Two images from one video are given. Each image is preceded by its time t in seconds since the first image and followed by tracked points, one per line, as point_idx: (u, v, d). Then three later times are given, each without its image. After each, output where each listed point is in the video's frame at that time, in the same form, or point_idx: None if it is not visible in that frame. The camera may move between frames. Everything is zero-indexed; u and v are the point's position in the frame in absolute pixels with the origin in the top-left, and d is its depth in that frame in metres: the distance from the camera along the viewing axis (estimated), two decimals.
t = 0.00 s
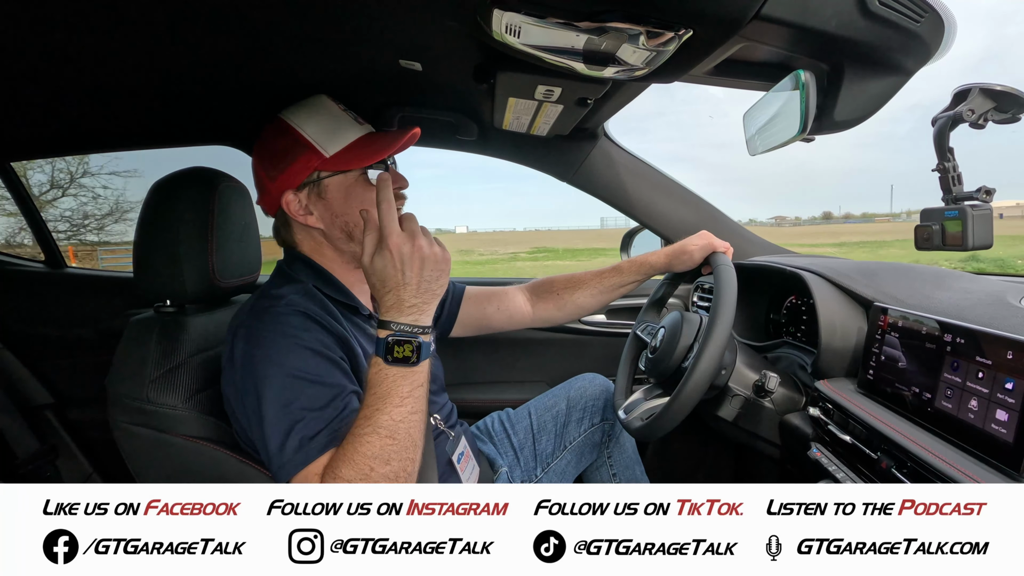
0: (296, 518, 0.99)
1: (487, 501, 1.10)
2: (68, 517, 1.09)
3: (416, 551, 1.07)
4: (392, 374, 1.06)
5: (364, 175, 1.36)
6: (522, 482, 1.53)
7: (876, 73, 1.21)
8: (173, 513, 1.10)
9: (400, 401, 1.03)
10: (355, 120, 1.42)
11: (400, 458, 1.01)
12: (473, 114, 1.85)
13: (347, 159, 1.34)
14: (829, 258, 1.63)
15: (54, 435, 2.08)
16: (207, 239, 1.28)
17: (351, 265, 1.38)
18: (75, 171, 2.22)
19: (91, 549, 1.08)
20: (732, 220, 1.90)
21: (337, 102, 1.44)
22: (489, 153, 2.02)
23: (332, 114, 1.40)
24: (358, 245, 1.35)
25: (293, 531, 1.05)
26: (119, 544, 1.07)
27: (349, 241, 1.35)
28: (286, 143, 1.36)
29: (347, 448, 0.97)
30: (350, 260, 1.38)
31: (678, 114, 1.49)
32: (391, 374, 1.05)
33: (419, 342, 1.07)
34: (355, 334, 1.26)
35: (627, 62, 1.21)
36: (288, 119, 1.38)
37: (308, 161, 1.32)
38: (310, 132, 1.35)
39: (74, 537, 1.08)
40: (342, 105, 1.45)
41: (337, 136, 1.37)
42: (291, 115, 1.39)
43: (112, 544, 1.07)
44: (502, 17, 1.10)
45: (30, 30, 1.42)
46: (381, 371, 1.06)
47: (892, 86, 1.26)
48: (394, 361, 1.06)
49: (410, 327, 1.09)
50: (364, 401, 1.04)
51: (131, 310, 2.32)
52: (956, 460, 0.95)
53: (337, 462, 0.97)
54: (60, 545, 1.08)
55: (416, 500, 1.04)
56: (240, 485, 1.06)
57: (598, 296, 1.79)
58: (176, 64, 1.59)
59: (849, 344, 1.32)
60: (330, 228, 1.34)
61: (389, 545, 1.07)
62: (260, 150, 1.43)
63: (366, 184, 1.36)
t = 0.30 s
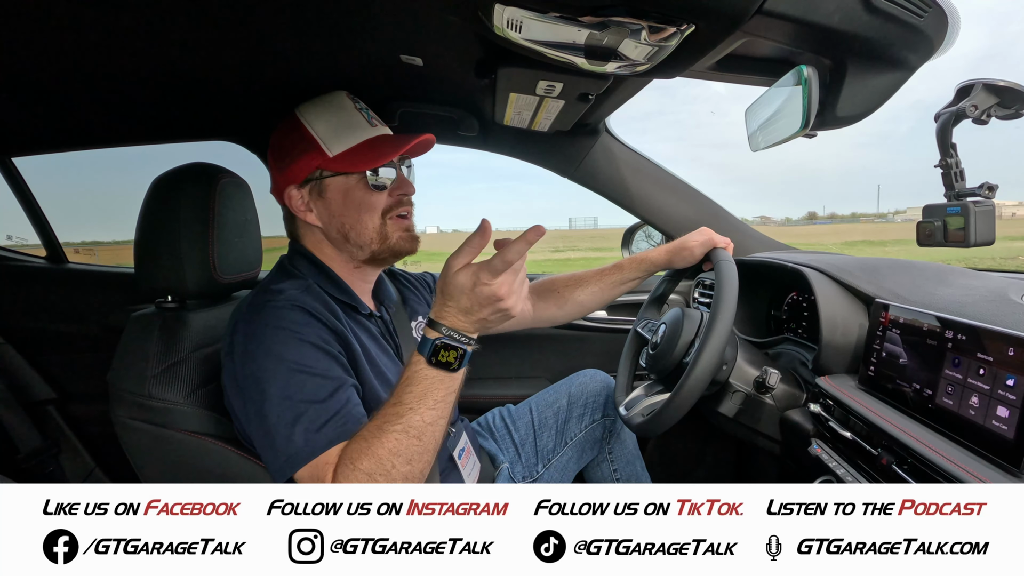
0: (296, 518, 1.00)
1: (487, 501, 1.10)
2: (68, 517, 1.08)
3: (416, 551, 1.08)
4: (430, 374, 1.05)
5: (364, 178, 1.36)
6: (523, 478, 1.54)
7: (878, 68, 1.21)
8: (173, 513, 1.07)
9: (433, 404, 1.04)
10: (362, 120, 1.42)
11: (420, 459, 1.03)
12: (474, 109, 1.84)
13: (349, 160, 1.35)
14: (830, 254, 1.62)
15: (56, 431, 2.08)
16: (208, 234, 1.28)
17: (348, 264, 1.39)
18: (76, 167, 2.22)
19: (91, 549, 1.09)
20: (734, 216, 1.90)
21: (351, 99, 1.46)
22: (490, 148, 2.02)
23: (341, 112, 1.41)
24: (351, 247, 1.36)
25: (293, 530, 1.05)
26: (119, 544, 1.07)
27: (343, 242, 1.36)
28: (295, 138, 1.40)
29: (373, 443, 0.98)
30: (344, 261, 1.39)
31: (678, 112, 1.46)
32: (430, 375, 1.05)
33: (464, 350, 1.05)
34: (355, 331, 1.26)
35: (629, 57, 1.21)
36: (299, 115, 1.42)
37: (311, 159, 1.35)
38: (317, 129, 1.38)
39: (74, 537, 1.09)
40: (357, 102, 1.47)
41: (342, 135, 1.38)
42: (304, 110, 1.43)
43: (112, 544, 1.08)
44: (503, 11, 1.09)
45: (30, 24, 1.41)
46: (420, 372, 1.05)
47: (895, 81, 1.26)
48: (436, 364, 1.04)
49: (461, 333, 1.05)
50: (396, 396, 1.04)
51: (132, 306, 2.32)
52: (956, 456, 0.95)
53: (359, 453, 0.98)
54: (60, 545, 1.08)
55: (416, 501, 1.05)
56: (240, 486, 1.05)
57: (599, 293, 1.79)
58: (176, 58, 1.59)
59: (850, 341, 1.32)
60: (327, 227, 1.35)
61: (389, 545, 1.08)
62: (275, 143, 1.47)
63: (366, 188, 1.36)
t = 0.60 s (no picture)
0: (296, 518, 1.00)
1: (487, 501, 1.10)
2: (68, 517, 1.09)
3: (416, 551, 1.08)
4: (434, 365, 1.17)
5: (371, 184, 1.38)
6: (523, 477, 1.54)
7: (879, 68, 1.21)
8: (173, 513, 1.08)
9: (441, 393, 1.13)
10: (372, 125, 1.43)
11: (433, 446, 1.09)
12: (474, 107, 1.84)
13: (356, 166, 1.36)
14: (831, 254, 1.62)
15: (57, 429, 2.09)
16: (208, 234, 1.27)
17: (351, 267, 1.40)
18: (76, 165, 2.22)
19: (91, 549, 1.09)
20: (734, 216, 1.89)
21: (362, 101, 1.46)
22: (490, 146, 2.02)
23: (349, 114, 1.40)
24: (355, 250, 1.37)
25: (293, 530, 1.05)
26: (119, 544, 1.08)
27: (347, 245, 1.36)
28: (299, 137, 1.39)
29: (391, 427, 1.04)
30: (347, 263, 1.39)
31: (679, 111, 1.46)
32: (435, 364, 1.17)
33: (461, 344, 1.20)
34: (358, 330, 1.26)
35: (629, 56, 1.21)
36: (305, 113, 1.39)
37: (318, 162, 1.35)
38: (324, 130, 1.37)
39: (74, 537, 1.09)
40: (367, 104, 1.47)
41: (349, 139, 1.38)
42: (311, 107, 1.40)
43: (112, 544, 1.08)
44: (504, 10, 1.09)
45: (31, 23, 1.41)
46: (426, 360, 1.17)
47: (895, 81, 1.25)
48: (438, 354, 1.18)
49: (459, 331, 1.22)
50: (406, 386, 1.12)
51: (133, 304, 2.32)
52: (956, 455, 0.96)
53: (376, 439, 1.02)
54: (60, 545, 1.08)
55: (416, 500, 1.04)
56: (239, 486, 1.05)
57: (599, 293, 1.79)
58: (177, 57, 1.58)
59: (850, 341, 1.32)
60: (331, 230, 1.36)
61: (389, 545, 1.08)
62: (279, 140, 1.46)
63: (371, 193, 1.38)
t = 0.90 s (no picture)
0: (296, 518, 1.00)
1: (487, 501, 1.10)
2: (68, 517, 1.09)
3: (416, 551, 1.08)
4: (432, 365, 1.17)
5: (333, 190, 1.35)
6: (524, 477, 1.54)
7: (879, 68, 1.21)
8: (173, 513, 1.08)
9: (441, 393, 1.13)
10: (346, 129, 1.39)
11: (432, 445, 1.08)
12: (474, 108, 1.85)
13: (320, 171, 1.36)
14: (831, 254, 1.62)
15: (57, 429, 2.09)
16: (208, 233, 1.27)
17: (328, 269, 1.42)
18: (76, 165, 2.22)
19: (91, 549, 1.09)
20: (734, 215, 1.90)
21: (348, 104, 1.43)
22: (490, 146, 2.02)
23: (328, 118, 1.41)
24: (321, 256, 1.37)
25: (293, 530, 1.05)
26: (119, 544, 1.08)
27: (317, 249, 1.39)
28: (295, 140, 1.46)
29: (391, 425, 1.04)
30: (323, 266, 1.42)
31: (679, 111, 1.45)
32: (434, 365, 1.17)
33: (460, 346, 1.20)
34: (359, 331, 1.26)
35: (629, 56, 1.21)
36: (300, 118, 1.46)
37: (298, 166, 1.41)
38: (305, 134, 1.42)
39: (74, 537, 1.09)
40: (354, 107, 1.43)
41: (322, 143, 1.39)
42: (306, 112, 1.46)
43: (112, 544, 1.08)
44: (503, 10, 1.09)
45: (30, 23, 1.41)
46: (424, 361, 1.17)
47: (896, 80, 1.26)
48: (437, 355, 1.18)
49: (458, 333, 1.22)
50: (405, 386, 1.12)
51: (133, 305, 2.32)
52: (956, 454, 0.96)
53: (376, 436, 1.02)
54: (60, 545, 1.09)
55: (416, 500, 1.04)
56: (240, 486, 1.05)
57: (599, 294, 1.79)
58: (177, 57, 1.58)
59: (850, 341, 1.32)
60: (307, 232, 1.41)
61: (389, 545, 1.08)
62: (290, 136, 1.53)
63: (334, 200, 1.35)
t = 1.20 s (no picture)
0: (297, 518, 0.99)
1: (487, 501, 1.10)
2: (68, 517, 1.08)
3: (416, 551, 1.08)
4: (430, 367, 1.16)
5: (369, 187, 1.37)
6: (523, 480, 1.54)
7: (878, 71, 1.21)
8: (173, 513, 1.07)
9: (438, 394, 1.13)
10: (377, 129, 1.42)
11: (431, 447, 1.08)
12: (474, 111, 1.85)
13: (354, 169, 1.36)
14: (830, 257, 1.62)
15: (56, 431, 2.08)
16: (208, 237, 1.28)
17: (346, 270, 1.39)
18: (77, 168, 2.22)
19: (91, 549, 1.09)
20: (734, 219, 1.90)
21: (369, 105, 1.46)
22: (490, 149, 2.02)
23: (354, 117, 1.41)
24: (351, 253, 1.36)
25: (293, 530, 1.05)
26: (119, 544, 1.07)
27: (343, 248, 1.36)
28: (303, 137, 1.40)
29: (389, 428, 1.04)
30: (342, 265, 1.38)
31: (679, 110, 1.48)
32: (432, 367, 1.16)
33: (458, 346, 1.20)
34: (359, 335, 1.26)
35: (629, 59, 1.21)
36: (310, 115, 1.41)
37: (318, 163, 1.36)
38: (326, 132, 1.38)
39: (74, 537, 1.09)
40: (375, 109, 1.47)
41: (351, 142, 1.38)
42: (319, 110, 1.43)
43: (112, 544, 1.08)
44: (503, 14, 1.10)
45: (32, 27, 1.42)
46: (422, 363, 1.17)
47: (894, 84, 1.26)
48: (435, 356, 1.17)
49: (455, 332, 1.22)
50: (403, 389, 1.12)
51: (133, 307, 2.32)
52: (956, 457, 0.96)
53: (375, 440, 1.02)
54: (60, 545, 1.08)
55: (415, 500, 1.04)
56: (239, 486, 1.05)
57: (599, 296, 1.79)
58: (178, 60, 1.59)
59: (850, 344, 1.32)
60: (327, 231, 1.36)
61: (389, 545, 1.08)
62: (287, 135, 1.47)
63: (369, 197, 1.37)
